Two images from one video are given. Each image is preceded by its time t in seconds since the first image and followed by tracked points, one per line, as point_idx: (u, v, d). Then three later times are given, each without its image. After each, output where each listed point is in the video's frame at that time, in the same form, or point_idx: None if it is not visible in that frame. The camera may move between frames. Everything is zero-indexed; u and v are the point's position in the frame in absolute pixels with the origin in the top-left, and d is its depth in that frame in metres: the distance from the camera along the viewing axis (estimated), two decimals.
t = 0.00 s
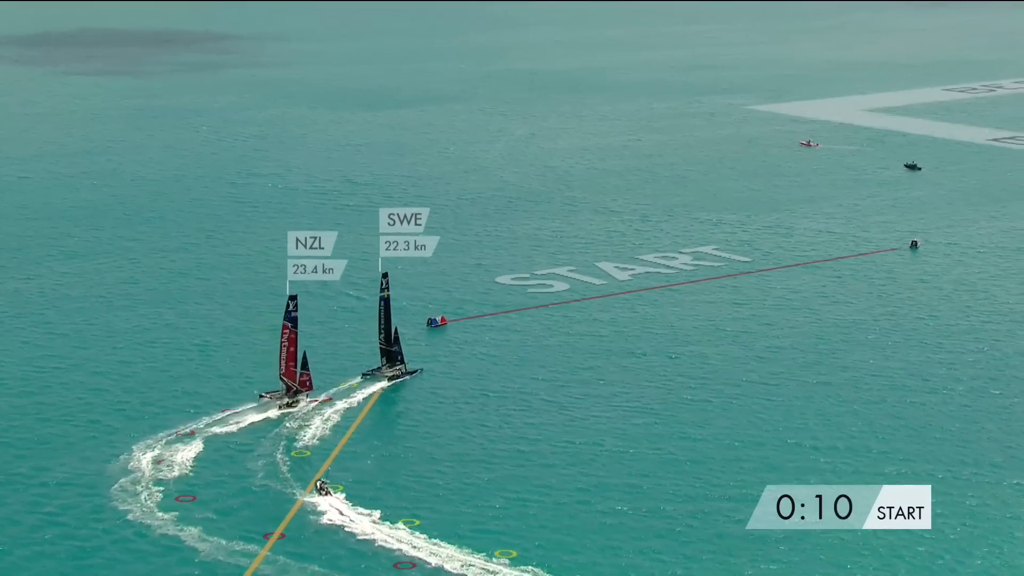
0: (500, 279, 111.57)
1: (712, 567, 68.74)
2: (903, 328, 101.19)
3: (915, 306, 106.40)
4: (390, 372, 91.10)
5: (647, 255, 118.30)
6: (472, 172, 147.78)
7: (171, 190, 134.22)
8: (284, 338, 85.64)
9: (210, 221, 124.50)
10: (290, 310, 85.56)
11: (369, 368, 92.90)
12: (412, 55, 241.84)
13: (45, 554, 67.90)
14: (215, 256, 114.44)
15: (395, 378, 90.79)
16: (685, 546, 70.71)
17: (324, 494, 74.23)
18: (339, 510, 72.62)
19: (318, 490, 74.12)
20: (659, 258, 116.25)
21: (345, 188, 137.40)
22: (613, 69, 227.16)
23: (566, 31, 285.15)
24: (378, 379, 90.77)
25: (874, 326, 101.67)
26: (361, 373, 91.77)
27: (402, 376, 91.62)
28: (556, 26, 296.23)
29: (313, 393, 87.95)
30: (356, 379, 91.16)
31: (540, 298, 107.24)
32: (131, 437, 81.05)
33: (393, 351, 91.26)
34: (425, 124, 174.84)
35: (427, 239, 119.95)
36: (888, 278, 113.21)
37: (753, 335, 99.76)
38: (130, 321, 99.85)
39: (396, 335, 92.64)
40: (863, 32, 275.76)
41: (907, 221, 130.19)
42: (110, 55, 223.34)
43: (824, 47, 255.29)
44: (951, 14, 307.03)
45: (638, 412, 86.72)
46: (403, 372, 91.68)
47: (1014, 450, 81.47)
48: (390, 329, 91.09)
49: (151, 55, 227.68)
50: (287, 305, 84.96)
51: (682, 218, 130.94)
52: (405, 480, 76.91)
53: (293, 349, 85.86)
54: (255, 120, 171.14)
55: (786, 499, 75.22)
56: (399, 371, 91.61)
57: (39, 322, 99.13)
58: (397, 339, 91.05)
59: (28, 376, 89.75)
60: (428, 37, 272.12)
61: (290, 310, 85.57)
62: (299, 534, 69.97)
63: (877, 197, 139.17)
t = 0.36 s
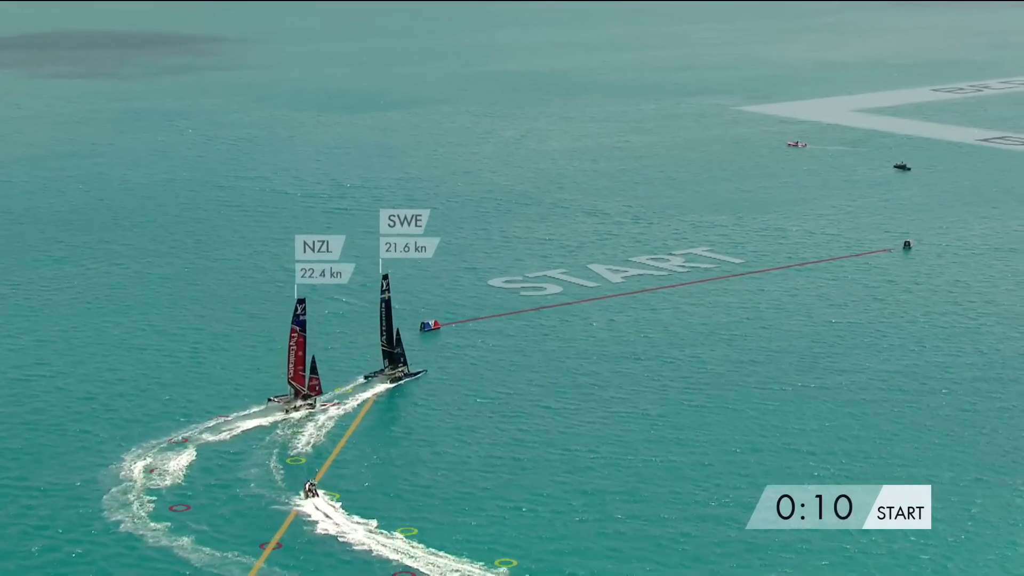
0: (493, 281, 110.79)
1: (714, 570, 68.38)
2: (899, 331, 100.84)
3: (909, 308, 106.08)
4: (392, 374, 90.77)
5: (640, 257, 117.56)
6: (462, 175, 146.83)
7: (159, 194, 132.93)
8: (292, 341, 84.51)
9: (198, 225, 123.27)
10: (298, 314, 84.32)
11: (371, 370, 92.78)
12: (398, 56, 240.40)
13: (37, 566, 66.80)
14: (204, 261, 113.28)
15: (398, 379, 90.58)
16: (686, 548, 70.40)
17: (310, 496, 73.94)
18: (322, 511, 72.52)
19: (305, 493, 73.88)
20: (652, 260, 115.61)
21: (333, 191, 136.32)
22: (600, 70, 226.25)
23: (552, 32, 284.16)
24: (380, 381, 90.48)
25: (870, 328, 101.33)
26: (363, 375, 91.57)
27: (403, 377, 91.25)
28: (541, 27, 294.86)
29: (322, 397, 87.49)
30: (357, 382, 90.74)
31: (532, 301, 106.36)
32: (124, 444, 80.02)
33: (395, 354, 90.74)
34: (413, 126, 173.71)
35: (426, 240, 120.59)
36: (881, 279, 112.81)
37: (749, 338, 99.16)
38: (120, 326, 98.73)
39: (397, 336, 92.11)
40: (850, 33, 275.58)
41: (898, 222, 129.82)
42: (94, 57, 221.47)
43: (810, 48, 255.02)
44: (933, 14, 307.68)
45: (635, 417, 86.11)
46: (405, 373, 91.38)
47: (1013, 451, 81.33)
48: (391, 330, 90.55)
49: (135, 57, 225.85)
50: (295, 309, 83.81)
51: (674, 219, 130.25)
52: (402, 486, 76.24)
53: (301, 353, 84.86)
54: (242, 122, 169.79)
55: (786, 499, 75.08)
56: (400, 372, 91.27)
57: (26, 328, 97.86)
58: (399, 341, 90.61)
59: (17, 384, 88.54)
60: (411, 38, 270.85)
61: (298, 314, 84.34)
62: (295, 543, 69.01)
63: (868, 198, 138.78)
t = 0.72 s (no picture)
0: (488, 284, 110.29)
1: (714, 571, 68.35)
2: (896, 333, 100.70)
3: (906, 310, 105.91)
4: (398, 377, 90.49)
5: (636, 259, 117.06)
6: (455, 177, 146.19)
7: (150, 198, 132.09)
8: (303, 345, 84.83)
9: (191, 230, 122.46)
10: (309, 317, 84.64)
11: (377, 372, 92.54)
12: (388, 58, 239.42)
13: None
14: (197, 266, 112.55)
15: (403, 382, 90.26)
16: (687, 551, 70.35)
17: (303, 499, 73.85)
18: (312, 515, 72.41)
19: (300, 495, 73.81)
20: (647, 262, 115.24)
21: (326, 195, 135.59)
22: (591, 72, 225.70)
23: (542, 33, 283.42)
24: (387, 384, 90.30)
25: (867, 331, 101.12)
26: (370, 378, 91.39)
27: (409, 380, 90.94)
28: (531, 28, 293.94)
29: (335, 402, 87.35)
30: (364, 384, 90.59)
31: (527, 304, 105.76)
32: (119, 451, 79.39)
33: (400, 356, 90.48)
34: (404, 129, 173.02)
35: (430, 242, 121.13)
36: (877, 281, 112.63)
37: (746, 341, 98.85)
38: (114, 332, 98.03)
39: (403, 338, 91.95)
40: (839, 34, 275.53)
41: (892, 223, 129.70)
42: (82, 61, 220.09)
43: (800, 48, 254.76)
44: (919, 15, 308.42)
45: (633, 420, 85.79)
46: (410, 376, 91.03)
47: (1012, 452, 81.30)
48: (397, 332, 90.34)
49: (123, 61, 224.58)
50: (306, 311, 84.19)
51: (668, 221, 129.85)
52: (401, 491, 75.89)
53: (312, 357, 85.07)
54: (233, 126, 168.90)
55: (786, 499, 75.34)
56: (406, 374, 90.96)
57: (17, 335, 97.03)
58: (404, 343, 90.37)
59: (10, 391, 87.74)
60: (399, 40, 270.23)
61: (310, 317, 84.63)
62: (295, 552, 68.41)
63: (862, 200, 138.58)
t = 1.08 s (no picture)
0: (484, 288, 109.82)
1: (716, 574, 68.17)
2: (892, 335, 100.53)
3: (901, 311, 105.74)
4: (403, 379, 90.29)
5: (631, 262, 116.67)
6: (446, 181, 145.60)
7: (141, 203, 131.21)
8: (313, 350, 84.11)
9: (182, 234, 121.65)
10: (319, 322, 83.92)
11: (383, 375, 92.24)
12: (376, 61, 238.74)
13: None
14: (190, 271, 111.78)
15: (408, 385, 90.07)
16: (688, 553, 70.14)
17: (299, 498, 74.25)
18: (308, 523, 71.75)
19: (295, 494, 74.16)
20: (643, 265, 114.86)
21: (317, 198, 134.87)
22: (581, 74, 225.34)
23: (530, 36, 282.77)
24: (392, 387, 90.11)
25: (863, 333, 100.95)
26: (375, 380, 91.08)
27: (413, 382, 90.81)
28: (519, 31, 293.45)
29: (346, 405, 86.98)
30: (370, 387, 90.34)
31: (522, 308, 105.23)
32: (114, 459, 78.68)
33: (404, 359, 90.22)
34: (395, 132, 172.42)
35: (433, 245, 121.16)
36: (872, 283, 112.47)
37: (742, 344, 98.50)
38: (106, 338, 97.22)
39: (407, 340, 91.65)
40: (826, 36, 275.64)
41: (886, 224, 129.67)
42: (69, 64, 218.75)
43: (788, 50, 254.82)
44: (906, 16, 308.90)
45: (632, 423, 85.51)
46: (415, 378, 90.88)
47: (1011, 452, 81.20)
48: (401, 335, 90.10)
49: (111, 64, 223.45)
50: (316, 317, 83.46)
51: (661, 224, 129.47)
52: (400, 496, 75.47)
53: (322, 361, 84.59)
54: (223, 129, 168.06)
55: (786, 500, 75.26)
56: (410, 377, 90.74)
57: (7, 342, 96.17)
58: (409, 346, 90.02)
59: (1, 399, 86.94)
60: (386, 42, 269.37)
61: (319, 322, 83.94)
62: (293, 562, 67.77)
63: (854, 201, 138.45)
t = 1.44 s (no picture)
0: (477, 292, 109.20)
1: None
2: (887, 337, 100.44)
3: (895, 314, 105.70)
4: (403, 383, 90.17)
5: (624, 266, 116.14)
6: (435, 184, 144.91)
7: (128, 208, 130.07)
8: (320, 355, 84.34)
9: (170, 239, 120.58)
10: (325, 327, 84.34)
11: (383, 378, 92.18)
12: (362, 64, 237.54)
13: None
14: (179, 276, 110.80)
15: (409, 388, 89.95)
16: (690, 553, 70.23)
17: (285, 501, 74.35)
18: (302, 533, 70.97)
19: (282, 498, 74.34)
20: (636, 269, 114.46)
21: (306, 202, 134.01)
22: (568, 76, 224.69)
23: (514, 38, 281.83)
24: (392, 391, 90.09)
25: (858, 335, 100.83)
26: (376, 384, 90.99)
27: (414, 386, 90.60)
28: (504, 33, 292.35)
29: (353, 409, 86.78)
30: (371, 391, 90.28)
31: (515, 313, 104.58)
32: (106, 468, 77.87)
33: (405, 361, 90.20)
34: (382, 134, 171.69)
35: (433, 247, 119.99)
36: (865, 286, 112.32)
37: (736, 348, 98.19)
38: (96, 344, 96.24)
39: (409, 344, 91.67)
40: (811, 37, 275.66)
41: (876, 226, 129.80)
42: (51, 67, 216.66)
43: (775, 51, 254.82)
44: (888, 18, 309.54)
45: (630, 425, 85.34)
46: (416, 381, 90.71)
47: (1008, 454, 81.35)
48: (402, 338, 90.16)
49: (95, 68, 221.67)
50: (321, 321, 83.89)
51: (653, 227, 129.03)
52: (400, 501, 75.21)
53: (329, 366, 84.58)
54: (209, 133, 166.86)
55: (786, 499, 75.41)
56: (412, 380, 90.62)
57: None
58: (409, 349, 90.05)
59: None
60: (370, 45, 268.09)
61: (325, 327, 84.34)
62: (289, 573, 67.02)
63: (845, 204, 138.40)
